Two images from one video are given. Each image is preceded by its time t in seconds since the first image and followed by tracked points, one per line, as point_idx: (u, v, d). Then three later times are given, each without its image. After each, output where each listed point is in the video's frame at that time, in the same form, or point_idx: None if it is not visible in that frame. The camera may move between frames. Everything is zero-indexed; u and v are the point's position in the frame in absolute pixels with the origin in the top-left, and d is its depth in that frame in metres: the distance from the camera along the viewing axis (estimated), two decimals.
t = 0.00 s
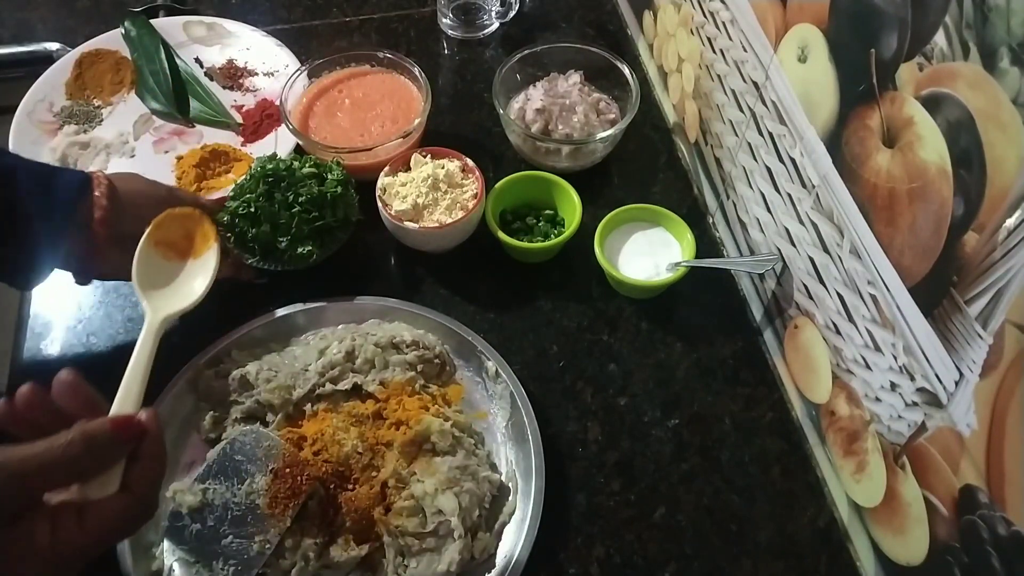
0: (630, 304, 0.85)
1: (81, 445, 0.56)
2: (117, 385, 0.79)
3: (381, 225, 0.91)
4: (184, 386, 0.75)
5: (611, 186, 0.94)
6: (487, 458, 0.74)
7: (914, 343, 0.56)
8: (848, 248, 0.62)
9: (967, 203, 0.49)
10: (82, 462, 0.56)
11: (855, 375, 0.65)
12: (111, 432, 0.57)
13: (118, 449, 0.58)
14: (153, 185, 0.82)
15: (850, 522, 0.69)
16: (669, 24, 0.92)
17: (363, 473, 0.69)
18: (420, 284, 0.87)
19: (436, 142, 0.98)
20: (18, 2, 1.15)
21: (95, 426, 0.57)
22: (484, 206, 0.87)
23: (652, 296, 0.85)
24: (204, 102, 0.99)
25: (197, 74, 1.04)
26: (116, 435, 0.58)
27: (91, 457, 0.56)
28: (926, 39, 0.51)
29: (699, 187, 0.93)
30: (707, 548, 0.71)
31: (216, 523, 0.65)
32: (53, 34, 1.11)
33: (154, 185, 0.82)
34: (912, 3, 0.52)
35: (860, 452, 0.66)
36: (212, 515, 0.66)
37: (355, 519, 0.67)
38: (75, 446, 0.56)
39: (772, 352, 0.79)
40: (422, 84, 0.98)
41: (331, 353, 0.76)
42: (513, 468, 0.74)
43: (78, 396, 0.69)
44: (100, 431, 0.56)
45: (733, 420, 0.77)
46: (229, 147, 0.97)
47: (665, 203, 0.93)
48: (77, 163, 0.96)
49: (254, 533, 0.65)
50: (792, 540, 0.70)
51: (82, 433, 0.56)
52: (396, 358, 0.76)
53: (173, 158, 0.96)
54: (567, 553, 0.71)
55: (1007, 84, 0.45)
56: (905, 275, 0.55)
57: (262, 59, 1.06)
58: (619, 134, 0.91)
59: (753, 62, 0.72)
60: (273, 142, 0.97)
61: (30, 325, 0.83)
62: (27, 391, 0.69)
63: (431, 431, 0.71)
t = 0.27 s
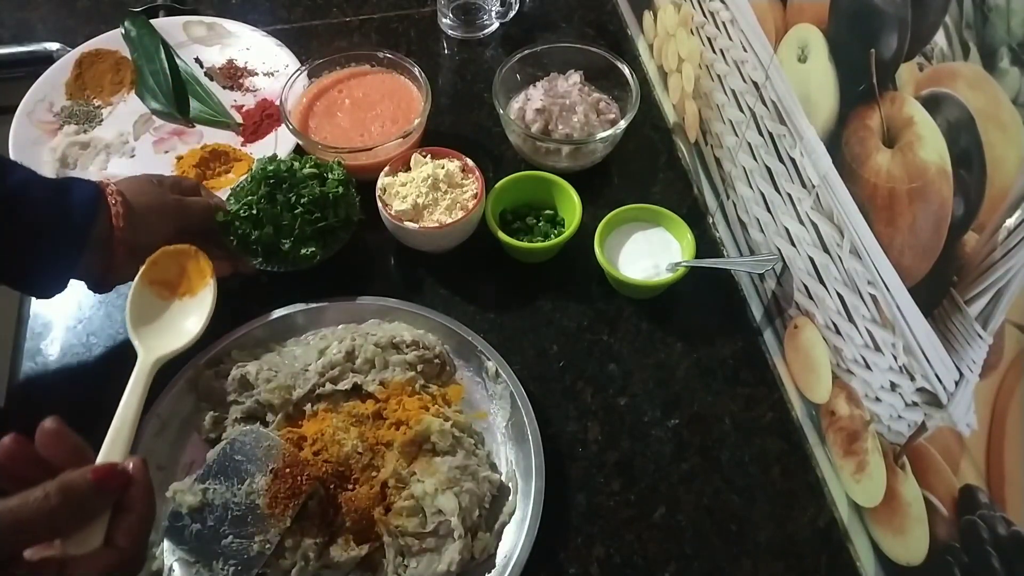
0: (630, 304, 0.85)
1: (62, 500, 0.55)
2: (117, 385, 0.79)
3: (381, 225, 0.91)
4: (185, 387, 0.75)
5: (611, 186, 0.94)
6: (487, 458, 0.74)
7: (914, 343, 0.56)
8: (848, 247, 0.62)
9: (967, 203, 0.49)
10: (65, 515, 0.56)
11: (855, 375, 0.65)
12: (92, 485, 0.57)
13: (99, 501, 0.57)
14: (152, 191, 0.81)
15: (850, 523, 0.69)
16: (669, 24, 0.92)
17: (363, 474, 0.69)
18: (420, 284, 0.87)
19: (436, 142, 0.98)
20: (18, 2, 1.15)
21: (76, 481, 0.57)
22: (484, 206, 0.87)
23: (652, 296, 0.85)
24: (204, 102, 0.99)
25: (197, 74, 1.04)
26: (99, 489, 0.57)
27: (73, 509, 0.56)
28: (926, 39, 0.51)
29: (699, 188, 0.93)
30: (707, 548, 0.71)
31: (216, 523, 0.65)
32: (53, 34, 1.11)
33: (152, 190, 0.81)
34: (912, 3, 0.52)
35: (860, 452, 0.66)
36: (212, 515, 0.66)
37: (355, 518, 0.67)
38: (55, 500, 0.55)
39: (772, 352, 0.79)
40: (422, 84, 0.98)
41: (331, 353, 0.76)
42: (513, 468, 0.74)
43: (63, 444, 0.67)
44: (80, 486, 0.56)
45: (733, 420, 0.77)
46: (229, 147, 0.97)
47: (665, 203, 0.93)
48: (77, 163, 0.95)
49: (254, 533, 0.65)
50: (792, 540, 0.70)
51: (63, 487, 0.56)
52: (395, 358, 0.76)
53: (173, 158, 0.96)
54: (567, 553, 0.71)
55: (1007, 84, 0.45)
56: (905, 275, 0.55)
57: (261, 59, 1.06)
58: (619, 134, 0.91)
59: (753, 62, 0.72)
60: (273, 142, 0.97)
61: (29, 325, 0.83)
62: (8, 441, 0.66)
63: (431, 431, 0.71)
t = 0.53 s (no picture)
0: (630, 304, 0.85)
1: (48, 529, 0.54)
2: (117, 385, 0.79)
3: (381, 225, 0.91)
4: (185, 387, 0.75)
5: (611, 186, 0.94)
6: (487, 458, 0.74)
7: (914, 343, 0.56)
8: (848, 248, 0.62)
9: (966, 203, 0.49)
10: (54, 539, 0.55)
11: (855, 375, 0.65)
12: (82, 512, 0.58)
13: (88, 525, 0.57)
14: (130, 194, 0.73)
15: (850, 523, 0.69)
16: (669, 24, 0.92)
17: (363, 474, 0.69)
18: (420, 284, 0.87)
19: (436, 142, 0.98)
20: (18, 2, 1.14)
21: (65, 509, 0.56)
22: (484, 206, 0.87)
23: (652, 296, 0.85)
24: (204, 102, 0.99)
25: (197, 74, 1.04)
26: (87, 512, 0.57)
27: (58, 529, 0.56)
28: (925, 39, 0.51)
29: (699, 188, 0.93)
30: (706, 548, 0.71)
31: (216, 523, 0.65)
32: (53, 34, 1.11)
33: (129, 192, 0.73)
34: (912, 3, 0.52)
35: (860, 452, 0.66)
36: (212, 515, 0.65)
37: (355, 518, 0.67)
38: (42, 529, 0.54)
39: (772, 352, 0.79)
40: (422, 84, 0.98)
41: (330, 353, 0.76)
42: (513, 468, 0.74)
43: (52, 470, 0.65)
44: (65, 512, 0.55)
45: (733, 420, 0.77)
46: (229, 147, 0.97)
47: (665, 203, 0.93)
48: (77, 163, 0.95)
49: (254, 533, 0.65)
50: (791, 540, 0.70)
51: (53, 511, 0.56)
52: (395, 358, 0.76)
53: (173, 158, 0.96)
54: (567, 553, 0.71)
55: (1007, 84, 0.45)
56: (905, 275, 0.55)
57: (261, 59, 1.06)
58: (619, 134, 0.91)
59: (753, 62, 0.72)
60: (273, 142, 0.97)
61: (30, 325, 0.83)
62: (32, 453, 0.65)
63: (431, 430, 0.71)
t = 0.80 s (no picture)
0: (630, 304, 0.85)
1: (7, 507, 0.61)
2: (117, 385, 0.79)
3: (382, 226, 0.91)
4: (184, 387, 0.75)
5: (611, 186, 0.94)
6: (487, 458, 0.74)
7: (914, 343, 0.56)
8: (849, 248, 0.62)
9: (967, 203, 0.49)
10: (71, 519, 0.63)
11: (855, 375, 0.65)
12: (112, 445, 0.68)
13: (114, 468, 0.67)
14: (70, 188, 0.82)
15: (850, 522, 0.69)
16: (669, 24, 0.92)
17: (363, 474, 0.69)
18: (420, 284, 0.87)
19: (436, 142, 0.98)
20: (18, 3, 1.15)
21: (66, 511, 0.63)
22: (484, 206, 0.87)
23: (652, 296, 0.85)
24: (204, 102, 0.99)
25: (197, 74, 1.04)
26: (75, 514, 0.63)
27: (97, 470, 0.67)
28: (926, 39, 0.51)
29: (699, 188, 0.93)
30: (706, 548, 0.71)
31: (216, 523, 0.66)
32: (53, 34, 1.11)
33: (69, 190, 0.82)
34: (912, 3, 0.52)
35: (860, 452, 0.66)
36: (212, 515, 0.67)
37: (355, 518, 0.67)
38: (68, 520, 0.62)
39: (772, 351, 0.79)
40: (422, 84, 0.98)
41: (331, 352, 0.76)
42: (513, 468, 0.74)
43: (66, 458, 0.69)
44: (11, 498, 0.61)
45: (734, 420, 0.77)
46: (229, 147, 0.97)
47: (665, 203, 0.93)
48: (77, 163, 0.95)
49: (254, 533, 0.65)
50: (792, 540, 0.70)
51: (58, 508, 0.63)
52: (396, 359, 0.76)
53: (174, 158, 0.96)
54: (567, 553, 0.71)
55: (1007, 84, 0.45)
56: (906, 276, 0.55)
57: (262, 59, 1.06)
58: (619, 134, 0.91)
59: (753, 62, 0.72)
60: (273, 142, 0.97)
61: (29, 325, 0.83)
62: (19, 451, 0.68)
63: (431, 430, 0.71)
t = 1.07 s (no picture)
0: (630, 304, 0.85)
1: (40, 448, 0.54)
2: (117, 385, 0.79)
3: (382, 226, 0.91)
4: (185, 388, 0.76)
5: (611, 186, 0.94)
6: (487, 458, 0.74)
7: (914, 343, 0.56)
8: (848, 248, 0.62)
9: (967, 203, 0.49)
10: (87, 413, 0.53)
11: (855, 375, 0.65)
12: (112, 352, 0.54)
13: (103, 373, 0.53)
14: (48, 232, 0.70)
15: (849, 523, 0.69)
16: (669, 24, 0.92)
17: (364, 475, 0.68)
18: (420, 284, 0.87)
19: (436, 142, 0.98)
20: (18, 3, 1.15)
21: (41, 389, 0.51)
22: (484, 206, 0.87)
23: (652, 296, 0.85)
24: (203, 101, 0.99)
25: (197, 74, 1.05)
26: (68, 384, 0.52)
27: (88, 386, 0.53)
28: (926, 39, 0.51)
29: (699, 187, 0.93)
30: (706, 548, 0.71)
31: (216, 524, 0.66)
32: (53, 34, 1.11)
33: (47, 231, 0.70)
34: (912, 4, 0.52)
35: (860, 452, 0.66)
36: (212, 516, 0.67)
37: (356, 519, 0.67)
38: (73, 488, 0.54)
39: (772, 352, 0.80)
40: (422, 84, 0.98)
41: (331, 353, 0.76)
42: (513, 468, 0.74)
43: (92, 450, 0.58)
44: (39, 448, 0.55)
45: (734, 420, 0.77)
46: (229, 147, 0.97)
47: (665, 203, 0.93)
48: (77, 163, 0.95)
49: (255, 535, 0.66)
50: (792, 540, 0.70)
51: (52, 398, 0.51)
52: (396, 358, 0.75)
53: (173, 157, 0.96)
54: (567, 553, 0.71)
55: (1007, 84, 0.45)
56: (906, 275, 0.55)
57: (261, 59, 1.06)
58: (619, 134, 0.91)
59: (753, 62, 0.72)
60: (273, 142, 0.97)
61: (29, 324, 0.83)
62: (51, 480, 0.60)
63: (431, 430, 0.71)
